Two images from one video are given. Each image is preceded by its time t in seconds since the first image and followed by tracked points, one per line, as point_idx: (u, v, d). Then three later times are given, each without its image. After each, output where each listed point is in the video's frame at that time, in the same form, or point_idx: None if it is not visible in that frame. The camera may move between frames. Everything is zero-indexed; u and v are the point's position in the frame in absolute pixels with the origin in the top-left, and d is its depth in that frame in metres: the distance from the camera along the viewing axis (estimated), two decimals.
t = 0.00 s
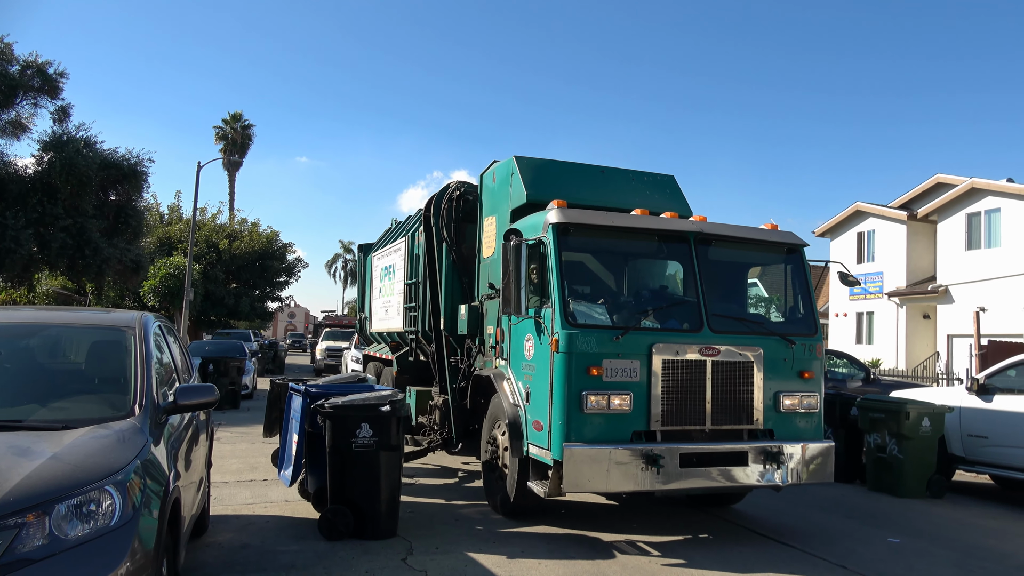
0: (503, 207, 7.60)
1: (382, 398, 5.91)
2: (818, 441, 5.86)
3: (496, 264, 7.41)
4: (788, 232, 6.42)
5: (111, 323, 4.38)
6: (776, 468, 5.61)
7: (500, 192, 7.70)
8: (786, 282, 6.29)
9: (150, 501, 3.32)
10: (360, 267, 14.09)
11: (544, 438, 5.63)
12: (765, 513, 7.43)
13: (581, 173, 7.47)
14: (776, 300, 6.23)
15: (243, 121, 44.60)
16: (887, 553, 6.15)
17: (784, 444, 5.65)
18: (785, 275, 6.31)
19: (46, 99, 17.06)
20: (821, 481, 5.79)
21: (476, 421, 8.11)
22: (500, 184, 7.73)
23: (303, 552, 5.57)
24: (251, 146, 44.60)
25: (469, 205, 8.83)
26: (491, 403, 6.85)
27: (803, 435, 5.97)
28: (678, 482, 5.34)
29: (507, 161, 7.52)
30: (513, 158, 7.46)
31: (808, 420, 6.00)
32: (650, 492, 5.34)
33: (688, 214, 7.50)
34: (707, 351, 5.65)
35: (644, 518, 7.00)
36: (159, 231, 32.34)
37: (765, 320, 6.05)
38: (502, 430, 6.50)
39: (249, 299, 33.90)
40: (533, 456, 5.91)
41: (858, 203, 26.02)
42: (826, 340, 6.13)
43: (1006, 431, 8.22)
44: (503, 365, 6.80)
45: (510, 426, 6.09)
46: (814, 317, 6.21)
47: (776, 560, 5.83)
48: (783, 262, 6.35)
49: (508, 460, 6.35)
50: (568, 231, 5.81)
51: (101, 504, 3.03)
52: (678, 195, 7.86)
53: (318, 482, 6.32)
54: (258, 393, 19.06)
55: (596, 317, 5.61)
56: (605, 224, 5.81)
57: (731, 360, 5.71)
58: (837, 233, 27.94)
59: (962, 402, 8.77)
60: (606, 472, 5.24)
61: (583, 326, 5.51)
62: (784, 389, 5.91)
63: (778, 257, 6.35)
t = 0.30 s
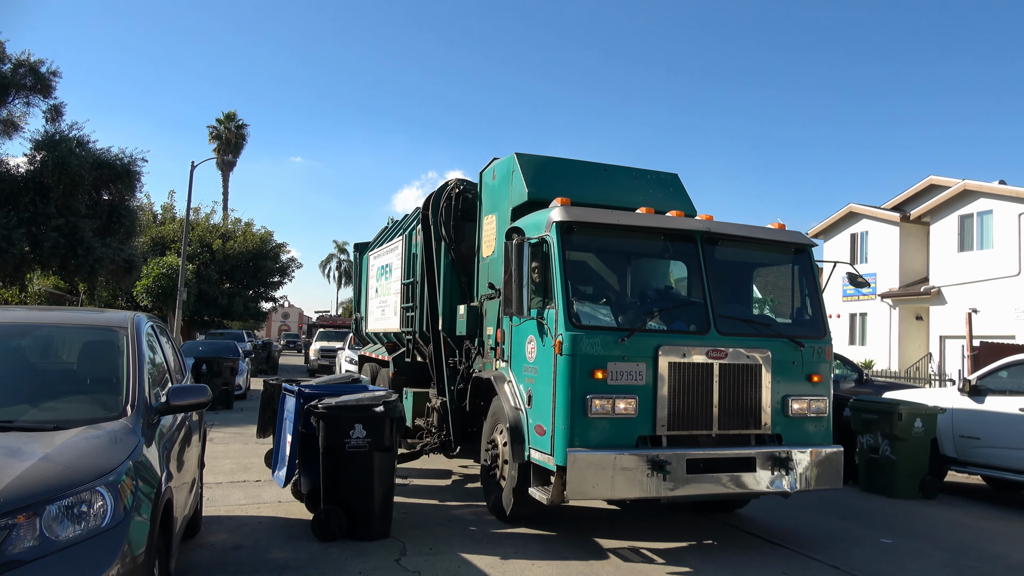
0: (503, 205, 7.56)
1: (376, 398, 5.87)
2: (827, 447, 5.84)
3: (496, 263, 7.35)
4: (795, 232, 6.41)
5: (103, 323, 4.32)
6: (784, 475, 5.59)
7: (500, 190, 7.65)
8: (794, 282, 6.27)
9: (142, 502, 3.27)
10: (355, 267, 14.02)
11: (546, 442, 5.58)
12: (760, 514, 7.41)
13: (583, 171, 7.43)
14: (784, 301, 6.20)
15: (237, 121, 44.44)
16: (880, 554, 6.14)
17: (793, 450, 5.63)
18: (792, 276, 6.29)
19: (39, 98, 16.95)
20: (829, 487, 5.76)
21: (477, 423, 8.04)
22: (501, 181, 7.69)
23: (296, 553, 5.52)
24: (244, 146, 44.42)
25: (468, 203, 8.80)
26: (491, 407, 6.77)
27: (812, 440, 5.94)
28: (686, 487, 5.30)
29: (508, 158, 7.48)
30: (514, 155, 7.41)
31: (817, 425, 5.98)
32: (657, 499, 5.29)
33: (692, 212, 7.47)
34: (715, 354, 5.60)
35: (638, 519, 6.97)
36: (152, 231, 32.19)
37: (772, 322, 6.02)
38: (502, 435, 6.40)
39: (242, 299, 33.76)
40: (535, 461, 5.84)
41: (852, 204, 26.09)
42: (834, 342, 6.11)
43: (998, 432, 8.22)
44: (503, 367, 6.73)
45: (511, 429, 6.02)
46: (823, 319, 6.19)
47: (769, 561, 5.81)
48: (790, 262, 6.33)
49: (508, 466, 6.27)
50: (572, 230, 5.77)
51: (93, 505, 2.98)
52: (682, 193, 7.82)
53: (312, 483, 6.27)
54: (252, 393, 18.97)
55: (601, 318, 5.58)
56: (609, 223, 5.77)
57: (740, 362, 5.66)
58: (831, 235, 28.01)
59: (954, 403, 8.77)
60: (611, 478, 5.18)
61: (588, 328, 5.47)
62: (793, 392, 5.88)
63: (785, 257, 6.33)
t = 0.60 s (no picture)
0: (503, 204, 7.53)
1: (371, 398, 5.84)
2: (831, 448, 5.84)
3: (496, 263, 7.34)
4: (799, 231, 6.40)
5: (97, 322, 4.29)
6: (787, 477, 5.58)
7: (500, 188, 7.61)
8: (798, 282, 6.26)
9: (135, 502, 3.24)
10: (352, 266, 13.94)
11: (546, 444, 5.55)
12: (756, 516, 7.39)
13: (584, 169, 7.42)
14: (790, 301, 6.19)
15: (232, 119, 44.36)
16: (874, 555, 6.14)
17: (797, 452, 5.61)
18: (796, 275, 6.28)
19: (34, 95, 16.87)
20: (832, 489, 5.76)
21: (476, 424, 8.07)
22: (500, 179, 7.66)
23: (290, 553, 5.50)
24: (240, 145, 44.33)
25: (468, 201, 8.77)
26: (490, 407, 6.73)
27: (816, 442, 5.94)
28: (688, 490, 5.30)
29: (507, 156, 7.44)
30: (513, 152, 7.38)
31: (821, 427, 5.98)
32: (660, 501, 5.28)
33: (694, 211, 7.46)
34: (717, 354, 5.58)
35: (632, 520, 6.95)
36: (147, 229, 32.08)
37: (777, 322, 6.01)
38: (501, 437, 6.35)
39: (237, 298, 33.66)
40: (534, 463, 5.81)
41: (847, 206, 26.15)
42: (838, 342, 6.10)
43: (992, 433, 8.22)
44: (503, 368, 6.70)
45: (510, 431, 6.01)
46: (827, 320, 6.19)
47: (763, 562, 5.81)
48: (794, 261, 6.33)
49: (506, 465, 6.19)
50: (573, 228, 5.75)
51: (86, 504, 2.95)
52: (683, 191, 7.81)
53: (307, 483, 6.24)
54: (246, 392, 18.91)
55: (602, 318, 5.56)
56: (610, 221, 5.76)
57: (743, 363, 5.65)
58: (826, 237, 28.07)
59: (948, 405, 8.78)
60: (613, 480, 5.17)
61: (589, 328, 5.45)
62: (796, 394, 5.88)
63: (789, 257, 6.33)
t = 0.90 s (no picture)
0: (502, 202, 7.50)
1: (367, 399, 5.82)
2: (835, 451, 5.83)
3: (495, 263, 7.33)
4: (801, 231, 6.40)
5: (92, 322, 4.26)
6: (791, 480, 5.57)
7: (499, 187, 7.59)
8: (801, 282, 6.26)
9: (130, 503, 3.22)
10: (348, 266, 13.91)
11: (547, 447, 5.53)
12: (753, 516, 7.39)
13: (584, 169, 7.41)
14: (793, 301, 6.19)
15: (228, 120, 44.29)
16: (871, 554, 6.15)
17: (800, 455, 5.60)
18: (798, 275, 6.28)
19: (28, 96, 16.81)
20: (835, 492, 5.75)
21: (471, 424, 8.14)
22: (499, 178, 7.65)
23: (286, 554, 5.48)
24: (236, 145, 44.26)
25: (467, 201, 8.76)
26: (489, 409, 6.72)
27: (819, 444, 5.94)
28: (690, 494, 5.29)
29: (507, 155, 7.42)
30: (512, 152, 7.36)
31: (825, 429, 5.98)
32: (662, 505, 5.27)
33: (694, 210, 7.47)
34: (720, 355, 5.57)
35: (629, 520, 6.95)
36: (143, 230, 32.00)
37: (779, 323, 6.01)
38: (501, 440, 6.32)
39: (233, 299, 33.58)
40: (535, 466, 5.79)
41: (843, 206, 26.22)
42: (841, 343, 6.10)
43: (987, 433, 8.23)
44: (502, 369, 6.68)
45: (510, 433, 5.99)
46: (830, 320, 6.19)
47: (760, 562, 5.81)
48: (796, 261, 6.33)
49: (505, 469, 6.17)
50: (574, 227, 5.74)
51: (81, 505, 2.93)
52: (683, 191, 7.80)
53: (303, 484, 6.22)
54: (242, 393, 18.86)
55: (603, 319, 5.54)
56: (611, 220, 5.74)
57: (746, 364, 5.65)
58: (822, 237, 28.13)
59: (943, 405, 8.80)
60: (615, 484, 5.16)
61: (590, 329, 5.44)
62: (799, 395, 5.87)
63: (791, 256, 6.33)
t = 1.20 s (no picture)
0: (499, 202, 7.50)
1: (364, 399, 5.81)
2: (832, 450, 5.84)
3: (492, 262, 7.33)
4: (798, 231, 6.42)
5: (89, 322, 4.25)
6: (787, 479, 5.58)
7: (496, 187, 7.60)
8: (797, 282, 6.27)
9: (127, 504, 3.21)
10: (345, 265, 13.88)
11: (544, 446, 5.53)
12: (749, 515, 7.40)
13: (581, 169, 7.41)
14: (789, 300, 6.20)
15: (225, 119, 44.24)
16: (867, 554, 6.16)
17: (797, 454, 5.61)
18: (795, 275, 6.29)
19: (24, 95, 16.77)
20: (832, 491, 5.76)
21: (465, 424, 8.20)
22: (496, 178, 7.64)
23: (283, 554, 5.47)
24: (233, 145, 44.19)
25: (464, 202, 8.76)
26: (486, 408, 6.72)
27: (816, 443, 5.95)
28: (688, 493, 5.29)
29: (504, 154, 7.41)
30: (509, 151, 7.36)
31: (822, 428, 5.99)
32: (659, 504, 5.27)
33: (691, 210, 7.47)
34: (717, 355, 5.58)
35: (625, 521, 6.95)
36: (139, 230, 31.93)
37: (776, 322, 6.02)
38: (499, 440, 6.31)
39: (230, 299, 33.55)
40: (532, 465, 5.79)
41: (839, 206, 26.28)
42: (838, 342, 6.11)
43: (983, 432, 8.25)
44: (499, 369, 6.68)
45: (507, 433, 5.99)
46: (827, 320, 6.21)
47: (757, 562, 5.82)
48: (793, 261, 6.34)
49: (503, 470, 6.17)
50: (570, 227, 5.74)
51: (78, 505, 2.92)
52: (680, 190, 7.81)
53: (300, 484, 6.21)
54: (238, 393, 18.83)
55: (600, 319, 5.55)
56: (608, 220, 5.75)
57: (743, 364, 5.66)
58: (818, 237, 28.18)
59: (940, 404, 8.82)
60: (612, 483, 5.17)
61: (587, 329, 5.44)
62: (797, 394, 5.88)
63: (788, 256, 6.35)
